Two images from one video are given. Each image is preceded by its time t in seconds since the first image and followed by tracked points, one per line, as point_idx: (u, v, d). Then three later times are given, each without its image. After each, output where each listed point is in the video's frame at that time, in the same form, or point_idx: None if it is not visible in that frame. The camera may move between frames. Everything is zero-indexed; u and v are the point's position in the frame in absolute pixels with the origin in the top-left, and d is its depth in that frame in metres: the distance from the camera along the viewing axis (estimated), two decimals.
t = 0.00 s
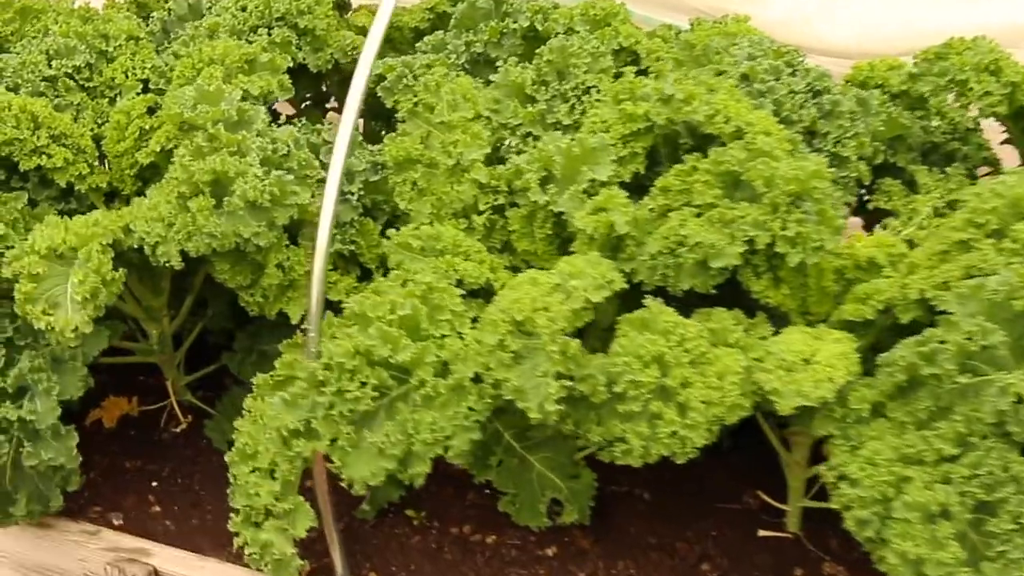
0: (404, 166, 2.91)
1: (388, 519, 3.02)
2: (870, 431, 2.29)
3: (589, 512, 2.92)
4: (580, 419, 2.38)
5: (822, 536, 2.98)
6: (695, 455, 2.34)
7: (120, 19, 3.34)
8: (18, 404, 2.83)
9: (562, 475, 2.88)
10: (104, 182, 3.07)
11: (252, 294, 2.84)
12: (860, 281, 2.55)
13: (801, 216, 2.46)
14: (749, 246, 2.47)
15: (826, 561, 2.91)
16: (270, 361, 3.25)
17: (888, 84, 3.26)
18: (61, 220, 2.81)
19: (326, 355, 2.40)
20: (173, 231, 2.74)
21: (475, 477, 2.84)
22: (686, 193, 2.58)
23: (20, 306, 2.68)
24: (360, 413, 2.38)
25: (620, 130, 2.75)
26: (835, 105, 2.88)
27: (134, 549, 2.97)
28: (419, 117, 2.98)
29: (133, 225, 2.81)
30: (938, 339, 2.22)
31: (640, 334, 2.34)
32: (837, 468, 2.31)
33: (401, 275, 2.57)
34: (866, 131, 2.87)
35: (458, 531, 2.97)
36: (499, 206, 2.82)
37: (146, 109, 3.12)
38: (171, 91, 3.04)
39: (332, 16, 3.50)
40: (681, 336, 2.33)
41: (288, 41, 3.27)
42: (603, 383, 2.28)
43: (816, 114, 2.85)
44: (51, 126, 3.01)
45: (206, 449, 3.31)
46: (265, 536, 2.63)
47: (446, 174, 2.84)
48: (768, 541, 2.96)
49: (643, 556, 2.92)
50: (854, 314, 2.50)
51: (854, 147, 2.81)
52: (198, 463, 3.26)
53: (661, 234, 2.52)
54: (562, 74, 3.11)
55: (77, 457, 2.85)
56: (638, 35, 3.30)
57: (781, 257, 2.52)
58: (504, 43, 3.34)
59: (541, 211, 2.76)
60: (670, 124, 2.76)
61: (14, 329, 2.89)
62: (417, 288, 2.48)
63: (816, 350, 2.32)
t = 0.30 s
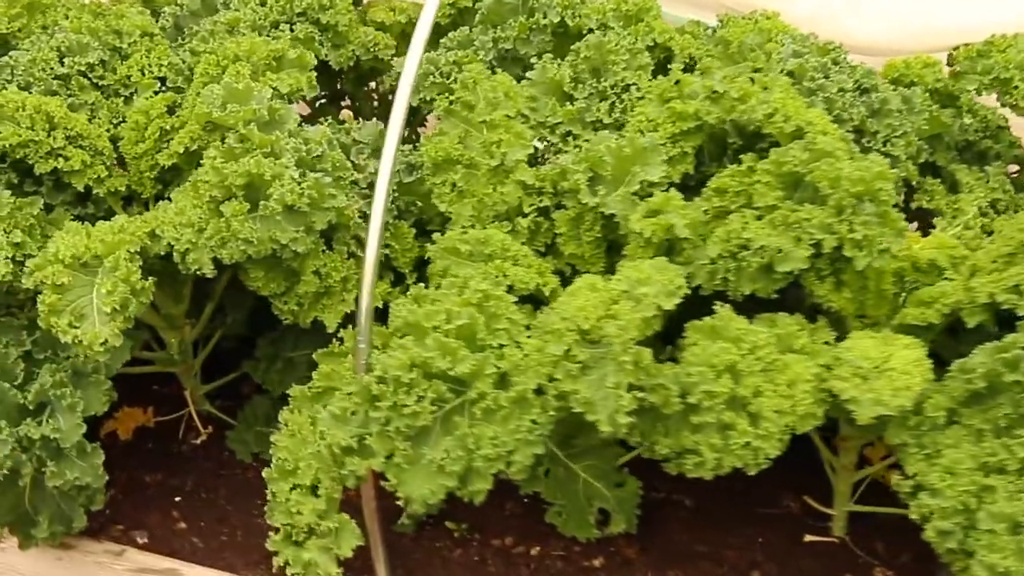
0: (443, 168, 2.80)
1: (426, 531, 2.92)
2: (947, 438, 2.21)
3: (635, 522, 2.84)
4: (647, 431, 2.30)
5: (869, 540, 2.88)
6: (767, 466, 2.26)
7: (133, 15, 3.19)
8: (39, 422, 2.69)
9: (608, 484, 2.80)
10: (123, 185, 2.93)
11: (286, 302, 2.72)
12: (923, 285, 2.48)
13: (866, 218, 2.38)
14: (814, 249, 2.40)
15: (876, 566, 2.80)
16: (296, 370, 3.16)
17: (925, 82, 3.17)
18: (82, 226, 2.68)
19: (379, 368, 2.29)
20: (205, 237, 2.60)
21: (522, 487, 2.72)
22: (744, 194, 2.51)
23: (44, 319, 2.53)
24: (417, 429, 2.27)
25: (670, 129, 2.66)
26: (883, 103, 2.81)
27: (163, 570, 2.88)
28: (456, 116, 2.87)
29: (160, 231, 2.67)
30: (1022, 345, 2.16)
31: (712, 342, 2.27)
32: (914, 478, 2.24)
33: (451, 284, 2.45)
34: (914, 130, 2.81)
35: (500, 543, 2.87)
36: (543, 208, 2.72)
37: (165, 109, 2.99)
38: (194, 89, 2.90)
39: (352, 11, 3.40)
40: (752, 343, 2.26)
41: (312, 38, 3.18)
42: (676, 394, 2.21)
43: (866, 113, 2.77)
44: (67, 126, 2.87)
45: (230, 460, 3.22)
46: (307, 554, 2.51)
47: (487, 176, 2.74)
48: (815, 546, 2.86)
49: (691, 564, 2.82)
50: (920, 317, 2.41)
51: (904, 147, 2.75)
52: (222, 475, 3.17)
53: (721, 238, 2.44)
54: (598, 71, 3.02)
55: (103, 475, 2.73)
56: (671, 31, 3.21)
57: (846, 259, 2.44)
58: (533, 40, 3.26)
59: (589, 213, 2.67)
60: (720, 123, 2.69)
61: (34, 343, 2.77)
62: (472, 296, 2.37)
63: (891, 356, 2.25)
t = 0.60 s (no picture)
0: (486, 166, 2.69)
1: (470, 542, 2.86)
2: None
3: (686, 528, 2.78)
4: (721, 442, 2.24)
5: (920, 544, 2.83)
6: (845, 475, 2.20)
7: (150, 5, 3.05)
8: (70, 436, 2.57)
9: (658, 491, 2.74)
10: (149, 186, 2.80)
11: (327, 308, 2.61)
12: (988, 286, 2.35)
13: (938, 219, 2.31)
14: (886, 251, 2.33)
15: (930, 569, 2.75)
16: (326, 375, 3.05)
17: (963, 73, 3.13)
18: (111, 231, 2.55)
19: (445, 381, 2.20)
20: (247, 242, 2.49)
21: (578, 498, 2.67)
22: (808, 194, 2.44)
23: (79, 330, 2.40)
24: (484, 443, 2.19)
25: (725, 126, 2.59)
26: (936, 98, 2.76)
27: None
28: (498, 113, 2.76)
29: (196, 235, 2.54)
30: None
31: (789, 350, 2.20)
32: (995, 487, 2.18)
33: (512, 291, 2.38)
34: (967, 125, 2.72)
35: (548, 553, 2.81)
36: (594, 208, 2.63)
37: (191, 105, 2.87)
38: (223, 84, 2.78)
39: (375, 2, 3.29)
40: (831, 350, 2.20)
41: (337, 29, 3.05)
42: (757, 404, 2.15)
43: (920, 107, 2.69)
44: (90, 125, 2.74)
45: (257, 469, 3.13)
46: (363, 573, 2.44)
47: (534, 175, 2.65)
48: (867, 549, 2.81)
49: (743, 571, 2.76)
50: (987, 319, 2.31)
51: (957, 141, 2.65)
52: (252, 485, 3.07)
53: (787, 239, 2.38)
54: (639, 64, 2.93)
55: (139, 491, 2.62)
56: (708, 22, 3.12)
57: (917, 261, 2.37)
58: (564, 31, 3.16)
59: (642, 213, 2.59)
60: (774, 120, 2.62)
61: (63, 354, 2.66)
62: (538, 303, 2.29)
63: (970, 362, 2.18)
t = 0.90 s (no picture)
0: (538, 165, 2.59)
1: (516, 552, 2.75)
2: None
3: (742, 536, 2.69)
4: (797, 451, 2.15)
5: (979, 552, 2.76)
6: (928, 485, 2.11)
7: None
8: (110, 447, 2.45)
9: (713, 497, 2.65)
10: (183, 186, 2.68)
11: (375, 313, 2.52)
12: None
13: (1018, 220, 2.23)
14: (964, 253, 2.24)
15: None
16: (364, 380, 2.93)
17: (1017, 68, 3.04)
18: (149, 233, 2.46)
19: (516, 390, 2.11)
20: (295, 245, 2.39)
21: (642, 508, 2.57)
22: (878, 194, 2.36)
23: (123, 338, 2.30)
24: (555, 454, 2.10)
25: (788, 123, 2.51)
26: (1002, 93, 2.66)
27: None
28: (548, 108, 2.64)
29: (240, 237, 2.45)
30: None
31: (871, 356, 2.13)
32: None
33: (577, 296, 2.29)
34: None
35: (598, 562, 2.71)
36: (651, 208, 2.55)
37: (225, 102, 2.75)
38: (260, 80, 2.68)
39: None
40: (913, 356, 2.11)
41: (373, 22, 2.90)
42: (840, 413, 2.07)
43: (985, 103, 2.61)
44: (123, 123, 2.62)
45: (290, 476, 3.01)
46: None
47: (589, 174, 2.56)
48: (925, 558, 2.73)
49: None
50: None
51: None
52: (286, 493, 2.95)
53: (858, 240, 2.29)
54: (689, 58, 2.84)
55: (181, 504, 2.51)
56: (755, 15, 3.03)
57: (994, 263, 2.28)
58: (606, 24, 3.06)
59: (703, 213, 2.50)
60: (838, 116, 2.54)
61: (98, 361, 2.55)
62: (606, 309, 2.21)
63: None
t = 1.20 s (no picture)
0: (590, 163, 2.49)
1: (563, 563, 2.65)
2: None
3: (798, 549, 2.60)
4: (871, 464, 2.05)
5: None
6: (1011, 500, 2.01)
7: None
8: (147, 461, 2.35)
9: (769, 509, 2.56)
10: (216, 186, 2.57)
11: (422, 319, 2.41)
12: None
13: None
14: None
15: None
16: (401, 388, 2.79)
17: None
18: (186, 236, 2.37)
19: (582, 402, 2.00)
20: (341, 248, 2.28)
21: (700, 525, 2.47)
22: (951, 194, 2.27)
23: (163, 346, 2.21)
24: (622, 469, 1.99)
25: (852, 119, 2.42)
26: None
27: None
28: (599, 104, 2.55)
29: (281, 239, 2.35)
30: None
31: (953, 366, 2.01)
32: None
33: (641, 302, 2.18)
34: None
35: None
36: (708, 208, 2.45)
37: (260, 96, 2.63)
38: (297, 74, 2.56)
39: None
40: (997, 364, 1.99)
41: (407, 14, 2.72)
42: (924, 425, 1.95)
43: None
44: (156, 120, 2.51)
45: (325, 485, 2.87)
46: None
47: (643, 173, 2.45)
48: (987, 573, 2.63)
49: None
50: None
51: None
52: (321, 504, 2.81)
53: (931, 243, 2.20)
54: (739, 52, 2.74)
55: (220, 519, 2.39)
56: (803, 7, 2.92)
57: None
58: (649, 16, 2.96)
59: (763, 213, 2.41)
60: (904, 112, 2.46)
61: (134, 369, 2.45)
62: (673, 316, 2.10)
63: None
